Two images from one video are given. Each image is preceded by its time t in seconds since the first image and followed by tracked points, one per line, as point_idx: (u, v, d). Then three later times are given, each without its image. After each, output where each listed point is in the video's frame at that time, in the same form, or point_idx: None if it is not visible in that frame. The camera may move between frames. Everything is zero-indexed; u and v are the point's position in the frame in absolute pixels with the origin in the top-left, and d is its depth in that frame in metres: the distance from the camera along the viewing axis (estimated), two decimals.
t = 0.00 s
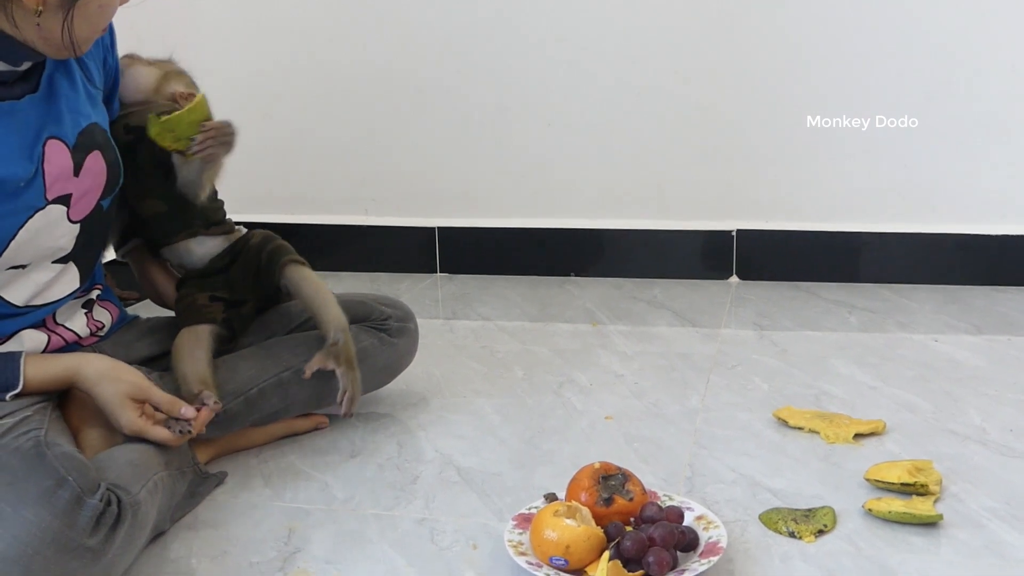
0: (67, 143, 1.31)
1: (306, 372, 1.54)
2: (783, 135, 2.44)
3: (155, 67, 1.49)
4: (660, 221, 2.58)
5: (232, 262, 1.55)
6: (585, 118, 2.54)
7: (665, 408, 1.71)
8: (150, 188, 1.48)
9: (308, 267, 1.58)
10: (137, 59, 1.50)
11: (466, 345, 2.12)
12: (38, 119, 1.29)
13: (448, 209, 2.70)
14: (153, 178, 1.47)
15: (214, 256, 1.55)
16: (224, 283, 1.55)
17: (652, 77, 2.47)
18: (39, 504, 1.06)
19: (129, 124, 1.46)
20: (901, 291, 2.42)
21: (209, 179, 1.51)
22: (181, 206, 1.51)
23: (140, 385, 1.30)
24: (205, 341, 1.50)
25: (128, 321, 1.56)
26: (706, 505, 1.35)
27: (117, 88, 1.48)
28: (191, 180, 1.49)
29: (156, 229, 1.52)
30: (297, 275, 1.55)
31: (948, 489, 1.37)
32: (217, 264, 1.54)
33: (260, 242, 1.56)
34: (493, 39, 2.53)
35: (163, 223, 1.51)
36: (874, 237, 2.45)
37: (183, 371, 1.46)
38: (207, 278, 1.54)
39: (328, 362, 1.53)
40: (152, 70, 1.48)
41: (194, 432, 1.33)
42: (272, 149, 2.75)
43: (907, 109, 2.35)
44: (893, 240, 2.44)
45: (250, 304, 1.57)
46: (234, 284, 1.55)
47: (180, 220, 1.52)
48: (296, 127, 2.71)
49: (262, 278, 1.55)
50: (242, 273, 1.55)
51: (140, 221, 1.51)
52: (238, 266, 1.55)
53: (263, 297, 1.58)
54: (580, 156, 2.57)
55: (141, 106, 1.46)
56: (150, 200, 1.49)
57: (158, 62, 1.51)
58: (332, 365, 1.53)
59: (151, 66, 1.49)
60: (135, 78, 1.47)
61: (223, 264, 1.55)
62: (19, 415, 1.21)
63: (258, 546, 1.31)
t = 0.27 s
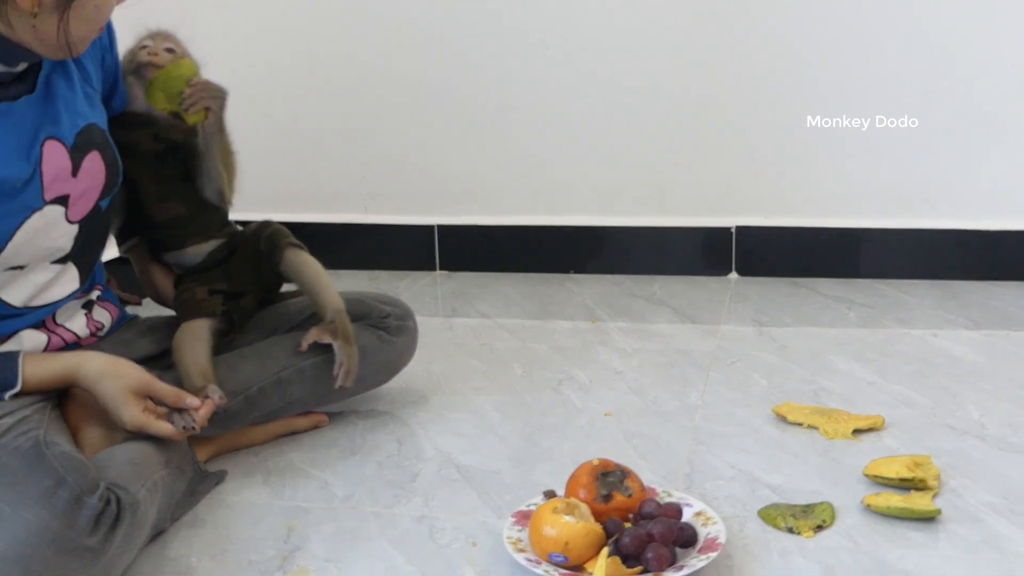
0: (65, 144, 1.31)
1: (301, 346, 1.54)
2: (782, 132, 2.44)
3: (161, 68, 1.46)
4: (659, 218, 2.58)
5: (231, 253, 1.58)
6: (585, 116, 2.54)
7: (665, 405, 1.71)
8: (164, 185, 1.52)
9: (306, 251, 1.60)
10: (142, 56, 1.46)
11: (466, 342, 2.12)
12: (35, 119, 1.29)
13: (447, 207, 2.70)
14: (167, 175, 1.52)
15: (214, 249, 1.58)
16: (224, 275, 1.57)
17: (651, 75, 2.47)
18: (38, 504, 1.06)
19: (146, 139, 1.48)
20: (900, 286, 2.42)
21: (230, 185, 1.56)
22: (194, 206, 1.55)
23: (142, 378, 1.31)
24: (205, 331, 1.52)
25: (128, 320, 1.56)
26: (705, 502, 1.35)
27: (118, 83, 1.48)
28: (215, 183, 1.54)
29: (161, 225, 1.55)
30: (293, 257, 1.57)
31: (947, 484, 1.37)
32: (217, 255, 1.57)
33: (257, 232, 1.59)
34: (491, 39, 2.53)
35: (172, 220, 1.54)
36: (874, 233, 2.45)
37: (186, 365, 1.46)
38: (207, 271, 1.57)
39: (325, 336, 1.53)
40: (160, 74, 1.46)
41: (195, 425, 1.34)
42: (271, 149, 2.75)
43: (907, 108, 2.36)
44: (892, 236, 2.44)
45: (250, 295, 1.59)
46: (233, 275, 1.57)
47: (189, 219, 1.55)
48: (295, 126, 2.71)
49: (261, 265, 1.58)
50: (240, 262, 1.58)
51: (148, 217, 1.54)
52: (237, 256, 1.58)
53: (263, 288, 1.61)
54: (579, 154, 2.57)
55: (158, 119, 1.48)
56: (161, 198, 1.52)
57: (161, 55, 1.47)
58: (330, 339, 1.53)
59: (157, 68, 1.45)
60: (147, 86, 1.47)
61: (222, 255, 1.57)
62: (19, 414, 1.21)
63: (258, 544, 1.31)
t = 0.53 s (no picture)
0: (67, 143, 1.31)
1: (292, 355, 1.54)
2: (782, 130, 2.44)
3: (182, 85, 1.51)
4: (659, 216, 2.58)
5: (227, 248, 1.59)
6: (585, 114, 2.54)
7: (664, 402, 1.71)
8: (172, 187, 1.55)
9: (297, 243, 1.61)
10: (162, 70, 1.50)
11: (465, 340, 2.12)
12: (37, 118, 1.29)
13: (447, 205, 2.70)
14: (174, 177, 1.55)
15: (212, 244, 1.58)
16: (221, 272, 1.58)
17: (652, 72, 2.47)
18: (38, 501, 1.07)
19: (162, 149, 1.54)
20: (899, 284, 2.42)
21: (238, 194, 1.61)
22: (200, 210, 1.58)
23: (138, 380, 1.31)
24: (205, 329, 1.53)
25: (128, 318, 1.56)
26: (704, 499, 1.36)
27: (120, 84, 1.52)
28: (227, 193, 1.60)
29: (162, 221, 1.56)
30: (284, 253, 1.58)
31: (945, 481, 1.37)
32: (213, 251, 1.58)
33: (251, 224, 1.61)
34: (492, 36, 2.53)
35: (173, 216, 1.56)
36: (873, 231, 2.45)
37: (183, 366, 1.46)
38: (204, 268, 1.57)
39: (310, 341, 1.54)
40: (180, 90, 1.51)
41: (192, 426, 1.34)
42: (271, 147, 2.75)
43: (907, 108, 2.36)
44: (892, 234, 2.44)
45: (246, 292, 1.60)
46: (229, 270, 1.58)
47: (194, 223, 1.57)
48: (295, 124, 2.71)
49: (256, 262, 1.60)
50: (235, 257, 1.59)
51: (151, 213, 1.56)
52: (233, 252, 1.59)
53: (261, 282, 1.62)
54: (579, 152, 2.57)
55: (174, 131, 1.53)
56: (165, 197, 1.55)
57: (182, 69, 1.51)
58: (313, 343, 1.54)
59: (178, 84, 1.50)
60: (167, 100, 1.51)
61: (219, 250, 1.58)
62: (19, 411, 1.21)
63: (257, 541, 1.31)
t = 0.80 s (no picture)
0: (68, 140, 1.32)
1: (283, 341, 1.54)
2: (782, 128, 2.44)
3: (216, 97, 1.50)
4: (658, 214, 2.58)
5: (226, 240, 1.59)
6: (585, 111, 2.54)
7: (664, 400, 1.71)
8: (188, 188, 1.55)
9: (293, 232, 1.61)
10: (195, 80, 1.49)
11: (465, 338, 2.12)
12: (38, 116, 1.29)
13: (447, 202, 2.70)
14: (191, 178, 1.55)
15: (211, 237, 1.58)
16: (219, 265, 1.58)
17: (652, 70, 2.47)
18: (38, 498, 1.07)
19: (187, 153, 1.53)
20: (899, 282, 2.42)
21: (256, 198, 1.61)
22: (212, 212, 1.58)
23: (142, 371, 1.30)
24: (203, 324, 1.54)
25: (127, 315, 1.56)
26: (704, 497, 1.36)
27: (120, 82, 1.54)
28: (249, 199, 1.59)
29: (162, 217, 1.56)
30: (281, 240, 1.58)
31: (945, 479, 1.37)
32: (212, 244, 1.58)
33: (248, 213, 1.59)
34: (492, 34, 2.53)
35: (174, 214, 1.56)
36: (873, 229, 2.45)
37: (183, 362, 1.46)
38: (202, 262, 1.57)
39: (304, 331, 1.53)
40: (213, 101, 1.50)
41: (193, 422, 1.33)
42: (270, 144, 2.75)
43: (907, 109, 2.36)
44: (891, 232, 2.44)
45: (246, 284, 1.60)
46: (227, 263, 1.58)
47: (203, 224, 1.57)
48: (294, 123, 2.71)
49: (254, 251, 1.59)
50: (234, 249, 1.58)
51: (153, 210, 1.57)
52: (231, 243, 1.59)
53: (260, 275, 1.62)
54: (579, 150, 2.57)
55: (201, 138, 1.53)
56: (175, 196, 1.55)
57: (215, 81, 1.50)
58: (307, 333, 1.53)
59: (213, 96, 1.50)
60: (197, 110, 1.51)
61: (217, 243, 1.58)
62: (19, 408, 1.21)
63: (257, 538, 1.31)
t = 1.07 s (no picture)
0: (70, 142, 1.32)
1: (288, 342, 1.54)
2: (782, 126, 2.44)
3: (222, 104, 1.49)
4: (659, 212, 2.58)
5: (227, 242, 1.60)
6: (584, 109, 2.54)
7: (664, 397, 1.71)
8: (193, 193, 1.56)
9: (295, 231, 1.61)
10: (202, 87, 1.47)
11: (466, 336, 2.12)
12: (40, 118, 1.29)
13: (447, 201, 2.70)
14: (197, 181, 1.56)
15: (210, 238, 1.58)
16: (220, 265, 1.58)
17: (652, 68, 2.47)
18: (41, 497, 1.07)
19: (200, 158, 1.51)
20: (899, 279, 2.42)
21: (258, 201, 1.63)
22: (214, 213, 1.59)
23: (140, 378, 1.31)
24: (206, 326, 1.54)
25: (128, 315, 1.56)
26: (705, 494, 1.36)
27: (122, 83, 1.54)
28: (252, 201, 1.62)
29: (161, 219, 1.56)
30: (284, 240, 1.58)
31: (946, 476, 1.38)
32: (212, 245, 1.59)
33: (249, 213, 1.59)
34: (491, 32, 2.53)
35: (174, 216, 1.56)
36: (874, 225, 2.45)
37: (182, 364, 1.46)
38: (202, 263, 1.58)
39: (309, 331, 1.54)
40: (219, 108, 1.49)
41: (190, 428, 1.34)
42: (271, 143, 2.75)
43: (907, 108, 2.36)
44: (892, 229, 2.44)
45: (247, 283, 1.61)
46: (228, 263, 1.59)
47: (206, 226, 1.58)
48: (295, 123, 2.71)
49: (255, 250, 1.58)
50: (235, 249, 1.59)
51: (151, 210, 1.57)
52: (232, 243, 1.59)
53: (260, 273, 1.62)
54: (579, 147, 2.57)
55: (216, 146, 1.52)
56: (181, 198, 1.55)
57: (220, 87, 1.49)
58: (312, 333, 1.54)
59: (219, 103, 1.49)
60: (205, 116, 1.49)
61: (217, 245, 1.59)
62: (21, 408, 1.21)
63: (259, 537, 1.31)
